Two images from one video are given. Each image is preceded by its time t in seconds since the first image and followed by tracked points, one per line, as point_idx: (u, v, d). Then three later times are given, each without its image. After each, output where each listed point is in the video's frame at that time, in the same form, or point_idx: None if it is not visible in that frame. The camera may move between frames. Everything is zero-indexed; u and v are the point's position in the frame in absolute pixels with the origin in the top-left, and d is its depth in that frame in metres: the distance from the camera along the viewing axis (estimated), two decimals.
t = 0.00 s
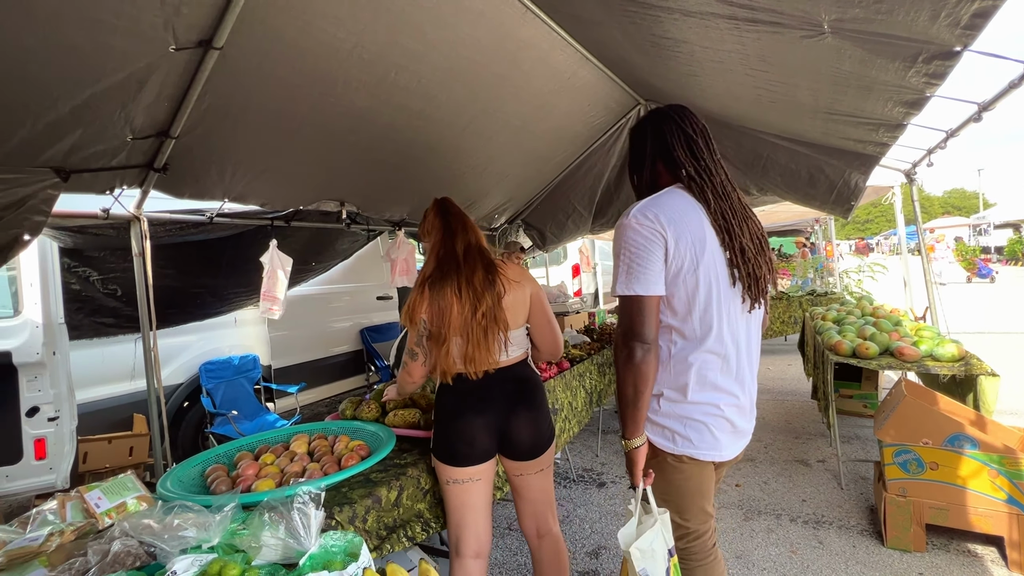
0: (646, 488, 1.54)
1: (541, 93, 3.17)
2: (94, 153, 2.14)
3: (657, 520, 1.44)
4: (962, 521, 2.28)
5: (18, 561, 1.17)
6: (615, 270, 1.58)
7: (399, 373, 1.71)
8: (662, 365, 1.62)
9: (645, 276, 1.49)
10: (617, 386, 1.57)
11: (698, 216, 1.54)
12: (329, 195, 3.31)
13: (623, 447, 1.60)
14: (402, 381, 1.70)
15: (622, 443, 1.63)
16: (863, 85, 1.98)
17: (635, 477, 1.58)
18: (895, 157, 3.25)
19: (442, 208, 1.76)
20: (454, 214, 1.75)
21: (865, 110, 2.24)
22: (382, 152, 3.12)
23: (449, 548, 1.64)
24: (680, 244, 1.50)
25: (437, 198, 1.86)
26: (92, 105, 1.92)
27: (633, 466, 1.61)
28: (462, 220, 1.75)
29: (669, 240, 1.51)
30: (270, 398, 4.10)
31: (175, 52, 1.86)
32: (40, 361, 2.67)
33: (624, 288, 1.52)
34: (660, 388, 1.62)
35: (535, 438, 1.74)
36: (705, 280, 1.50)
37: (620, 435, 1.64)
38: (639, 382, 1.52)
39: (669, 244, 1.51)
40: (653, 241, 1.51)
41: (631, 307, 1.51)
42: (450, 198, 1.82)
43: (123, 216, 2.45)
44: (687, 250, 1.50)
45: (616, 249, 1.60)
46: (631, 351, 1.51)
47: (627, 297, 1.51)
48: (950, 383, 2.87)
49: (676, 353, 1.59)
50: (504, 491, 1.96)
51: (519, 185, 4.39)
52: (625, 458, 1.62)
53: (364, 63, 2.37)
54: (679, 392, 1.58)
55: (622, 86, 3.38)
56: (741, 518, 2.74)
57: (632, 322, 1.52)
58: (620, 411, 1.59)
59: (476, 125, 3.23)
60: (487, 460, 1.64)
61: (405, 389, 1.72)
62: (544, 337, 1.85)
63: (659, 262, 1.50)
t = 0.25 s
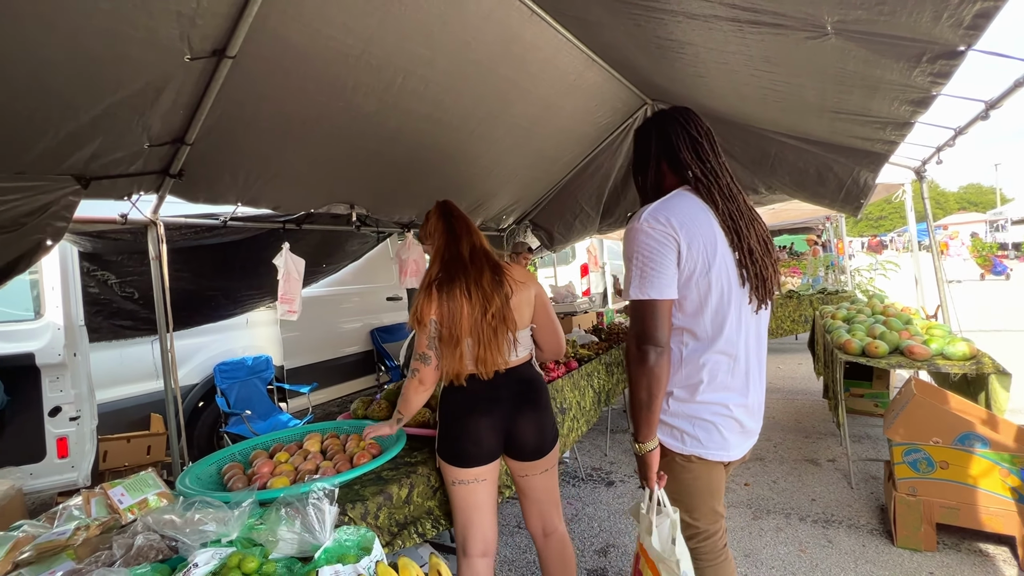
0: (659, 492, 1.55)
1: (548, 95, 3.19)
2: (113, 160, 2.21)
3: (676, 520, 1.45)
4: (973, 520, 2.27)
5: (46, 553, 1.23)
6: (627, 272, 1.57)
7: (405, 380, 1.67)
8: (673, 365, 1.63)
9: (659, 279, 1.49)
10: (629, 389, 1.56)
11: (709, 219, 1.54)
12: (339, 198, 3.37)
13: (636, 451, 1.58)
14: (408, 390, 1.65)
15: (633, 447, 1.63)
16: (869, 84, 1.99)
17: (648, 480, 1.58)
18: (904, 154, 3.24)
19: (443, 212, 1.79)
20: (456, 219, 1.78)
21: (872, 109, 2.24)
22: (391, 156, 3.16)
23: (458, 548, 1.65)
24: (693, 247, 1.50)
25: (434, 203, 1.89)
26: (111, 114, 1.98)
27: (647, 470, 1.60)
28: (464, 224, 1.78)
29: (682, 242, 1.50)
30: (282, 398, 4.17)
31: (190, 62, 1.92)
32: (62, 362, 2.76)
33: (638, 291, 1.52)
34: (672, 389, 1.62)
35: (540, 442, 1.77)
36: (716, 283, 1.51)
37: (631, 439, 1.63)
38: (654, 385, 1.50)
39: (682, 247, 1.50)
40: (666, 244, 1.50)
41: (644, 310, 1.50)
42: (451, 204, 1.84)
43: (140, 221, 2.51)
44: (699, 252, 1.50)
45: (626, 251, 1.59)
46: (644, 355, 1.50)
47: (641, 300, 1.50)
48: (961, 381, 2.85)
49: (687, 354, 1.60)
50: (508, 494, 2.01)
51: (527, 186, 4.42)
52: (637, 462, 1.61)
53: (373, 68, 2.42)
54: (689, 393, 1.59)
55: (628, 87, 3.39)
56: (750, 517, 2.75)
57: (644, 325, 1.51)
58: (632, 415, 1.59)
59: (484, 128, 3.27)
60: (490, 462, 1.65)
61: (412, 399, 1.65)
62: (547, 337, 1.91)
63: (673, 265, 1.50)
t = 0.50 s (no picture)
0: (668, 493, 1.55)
1: (551, 96, 3.20)
2: (122, 167, 2.25)
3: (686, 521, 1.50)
4: (981, 522, 2.24)
5: (60, 552, 1.27)
6: (629, 274, 1.57)
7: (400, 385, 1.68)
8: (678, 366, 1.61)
9: (661, 281, 1.49)
10: (635, 391, 1.55)
11: (708, 221, 1.54)
12: (345, 201, 3.40)
13: (644, 454, 1.57)
14: (403, 394, 1.66)
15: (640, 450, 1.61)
16: (871, 84, 1.98)
17: (659, 482, 1.56)
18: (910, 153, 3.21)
19: (440, 216, 1.81)
20: (453, 223, 1.81)
21: (875, 108, 2.23)
22: (396, 159, 3.19)
23: (457, 553, 1.67)
24: (693, 249, 1.50)
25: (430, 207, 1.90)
26: (120, 122, 2.03)
27: (656, 472, 1.56)
28: (461, 228, 1.80)
29: (682, 244, 1.50)
30: (290, 399, 4.21)
31: (197, 70, 1.96)
32: (75, 365, 2.81)
33: (640, 293, 1.51)
34: (677, 389, 1.60)
35: (538, 446, 1.78)
36: (718, 284, 1.50)
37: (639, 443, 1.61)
38: (660, 387, 1.50)
39: (682, 248, 1.50)
40: (667, 246, 1.50)
41: (647, 312, 1.50)
42: (448, 207, 1.86)
43: (150, 226, 2.55)
44: (699, 253, 1.50)
45: (627, 255, 1.60)
46: (650, 356, 1.50)
47: (644, 302, 1.50)
48: (969, 381, 2.83)
49: (692, 354, 1.57)
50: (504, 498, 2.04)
51: (531, 187, 4.43)
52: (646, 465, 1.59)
53: (376, 73, 2.44)
54: (695, 393, 1.56)
55: (631, 88, 3.40)
56: (754, 518, 2.74)
57: (648, 326, 1.51)
58: (638, 417, 1.57)
59: (487, 130, 3.28)
60: (487, 465, 1.65)
61: (407, 404, 1.67)
62: (545, 339, 1.93)
63: (674, 267, 1.50)
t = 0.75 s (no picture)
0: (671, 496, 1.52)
1: (551, 99, 3.22)
2: (129, 175, 2.30)
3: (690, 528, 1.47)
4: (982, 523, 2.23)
5: (68, 552, 1.31)
6: (623, 281, 1.59)
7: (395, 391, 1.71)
8: (677, 368, 1.59)
9: (654, 287, 1.50)
10: (633, 395, 1.55)
11: (700, 227, 1.55)
12: (348, 205, 3.44)
13: (646, 458, 1.54)
14: (398, 400, 1.69)
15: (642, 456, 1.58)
16: (868, 85, 1.98)
17: (662, 487, 1.53)
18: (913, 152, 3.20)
19: (435, 222, 1.82)
20: (448, 229, 1.83)
21: (873, 109, 2.23)
22: (398, 163, 3.22)
23: (454, 557, 1.68)
24: (685, 253, 1.52)
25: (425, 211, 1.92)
26: (126, 132, 2.07)
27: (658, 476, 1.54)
28: (455, 234, 1.83)
29: (675, 251, 1.52)
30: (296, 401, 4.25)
31: (200, 79, 2.01)
32: (84, 369, 2.86)
33: (634, 298, 1.53)
34: (678, 391, 1.58)
35: (531, 450, 1.80)
36: (712, 288, 1.51)
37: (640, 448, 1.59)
38: (659, 390, 1.50)
39: (675, 254, 1.52)
40: (660, 253, 1.52)
41: (642, 317, 1.51)
42: (443, 212, 1.88)
43: (156, 232, 2.61)
44: (692, 258, 1.52)
45: (622, 261, 1.62)
46: (647, 360, 1.50)
47: (638, 307, 1.52)
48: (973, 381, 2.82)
49: (690, 356, 1.56)
50: (500, 505, 2.04)
51: (533, 190, 4.45)
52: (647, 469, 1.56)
53: (376, 80, 2.48)
54: (696, 395, 1.54)
55: (632, 90, 3.41)
56: (756, 519, 2.75)
57: (645, 331, 1.51)
58: (638, 421, 1.56)
59: (488, 134, 3.31)
60: (483, 470, 1.68)
61: (402, 409, 1.71)
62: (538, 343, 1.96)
63: (667, 273, 1.51)
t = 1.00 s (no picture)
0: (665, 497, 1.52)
1: (550, 102, 3.24)
2: (132, 181, 2.33)
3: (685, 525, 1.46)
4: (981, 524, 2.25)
5: (71, 552, 1.34)
6: (619, 283, 1.60)
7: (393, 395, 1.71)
8: (671, 369, 1.61)
9: (649, 289, 1.52)
10: (629, 397, 1.56)
11: (695, 230, 1.56)
12: (349, 209, 3.47)
13: (637, 458, 1.55)
14: (397, 404, 1.70)
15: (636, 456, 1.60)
16: (863, 87, 1.99)
17: (655, 486, 1.54)
18: (912, 152, 3.20)
19: (434, 225, 1.84)
20: (449, 233, 1.85)
21: (870, 110, 2.23)
22: (398, 167, 3.24)
23: (449, 560, 1.69)
24: (679, 257, 1.53)
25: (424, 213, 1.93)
26: (129, 139, 2.10)
27: (651, 477, 1.55)
28: (455, 238, 1.85)
29: (669, 253, 1.53)
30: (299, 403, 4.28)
31: (201, 86, 2.04)
32: (90, 372, 2.90)
33: (629, 301, 1.55)
34: (672, 391, 1.59)
35: (526, 454, 1.82)
36: (706, 291, 1.52)
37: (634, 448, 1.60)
38: (653, 392, 1.51)
39: (669, 257, 1.53)
40: (654, 256, 1.54)
41: (636, 319, 1.52)
42: (444, 215, 1.89)
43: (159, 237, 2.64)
44: (686, 261, 1.53)
45: (617, 264, 1.63)
46: (641, 362, 1.52)
47: (633, 309, 1.53)
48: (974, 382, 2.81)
49: (684, 357, 1.57)
50: (497, 507, 2.01)
51: (534, 192, 4.47)
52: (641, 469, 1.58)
53: (375, 85, 2.50)
54: (690, 396, 1.56)
55: (631, 92, 3.42)
56: (756, 520, 2.75)
57: (639, 333, 1.53)
58: (633, 423, 1.58)
59: (488, 137, 3.32)
60: (475, 476, 1.68)
61: (401, 412, 1.72)
62: (534, 347, 1.99)
63: (662, 275, 1.52)
